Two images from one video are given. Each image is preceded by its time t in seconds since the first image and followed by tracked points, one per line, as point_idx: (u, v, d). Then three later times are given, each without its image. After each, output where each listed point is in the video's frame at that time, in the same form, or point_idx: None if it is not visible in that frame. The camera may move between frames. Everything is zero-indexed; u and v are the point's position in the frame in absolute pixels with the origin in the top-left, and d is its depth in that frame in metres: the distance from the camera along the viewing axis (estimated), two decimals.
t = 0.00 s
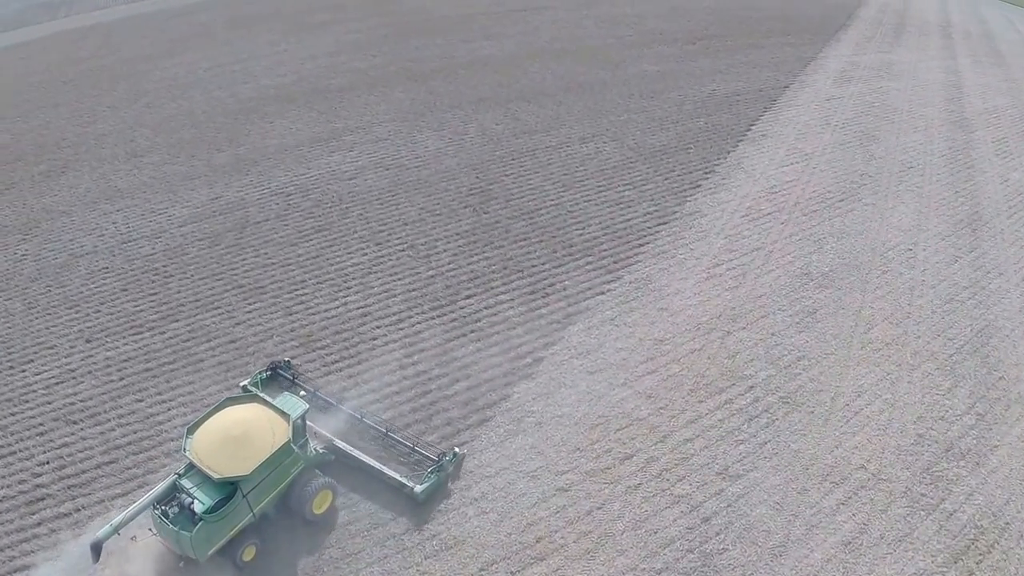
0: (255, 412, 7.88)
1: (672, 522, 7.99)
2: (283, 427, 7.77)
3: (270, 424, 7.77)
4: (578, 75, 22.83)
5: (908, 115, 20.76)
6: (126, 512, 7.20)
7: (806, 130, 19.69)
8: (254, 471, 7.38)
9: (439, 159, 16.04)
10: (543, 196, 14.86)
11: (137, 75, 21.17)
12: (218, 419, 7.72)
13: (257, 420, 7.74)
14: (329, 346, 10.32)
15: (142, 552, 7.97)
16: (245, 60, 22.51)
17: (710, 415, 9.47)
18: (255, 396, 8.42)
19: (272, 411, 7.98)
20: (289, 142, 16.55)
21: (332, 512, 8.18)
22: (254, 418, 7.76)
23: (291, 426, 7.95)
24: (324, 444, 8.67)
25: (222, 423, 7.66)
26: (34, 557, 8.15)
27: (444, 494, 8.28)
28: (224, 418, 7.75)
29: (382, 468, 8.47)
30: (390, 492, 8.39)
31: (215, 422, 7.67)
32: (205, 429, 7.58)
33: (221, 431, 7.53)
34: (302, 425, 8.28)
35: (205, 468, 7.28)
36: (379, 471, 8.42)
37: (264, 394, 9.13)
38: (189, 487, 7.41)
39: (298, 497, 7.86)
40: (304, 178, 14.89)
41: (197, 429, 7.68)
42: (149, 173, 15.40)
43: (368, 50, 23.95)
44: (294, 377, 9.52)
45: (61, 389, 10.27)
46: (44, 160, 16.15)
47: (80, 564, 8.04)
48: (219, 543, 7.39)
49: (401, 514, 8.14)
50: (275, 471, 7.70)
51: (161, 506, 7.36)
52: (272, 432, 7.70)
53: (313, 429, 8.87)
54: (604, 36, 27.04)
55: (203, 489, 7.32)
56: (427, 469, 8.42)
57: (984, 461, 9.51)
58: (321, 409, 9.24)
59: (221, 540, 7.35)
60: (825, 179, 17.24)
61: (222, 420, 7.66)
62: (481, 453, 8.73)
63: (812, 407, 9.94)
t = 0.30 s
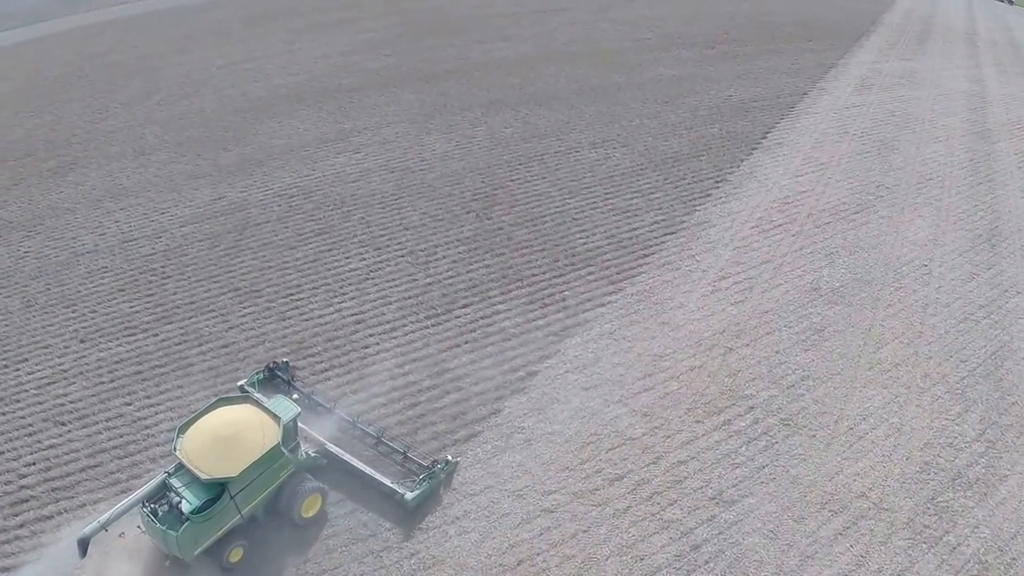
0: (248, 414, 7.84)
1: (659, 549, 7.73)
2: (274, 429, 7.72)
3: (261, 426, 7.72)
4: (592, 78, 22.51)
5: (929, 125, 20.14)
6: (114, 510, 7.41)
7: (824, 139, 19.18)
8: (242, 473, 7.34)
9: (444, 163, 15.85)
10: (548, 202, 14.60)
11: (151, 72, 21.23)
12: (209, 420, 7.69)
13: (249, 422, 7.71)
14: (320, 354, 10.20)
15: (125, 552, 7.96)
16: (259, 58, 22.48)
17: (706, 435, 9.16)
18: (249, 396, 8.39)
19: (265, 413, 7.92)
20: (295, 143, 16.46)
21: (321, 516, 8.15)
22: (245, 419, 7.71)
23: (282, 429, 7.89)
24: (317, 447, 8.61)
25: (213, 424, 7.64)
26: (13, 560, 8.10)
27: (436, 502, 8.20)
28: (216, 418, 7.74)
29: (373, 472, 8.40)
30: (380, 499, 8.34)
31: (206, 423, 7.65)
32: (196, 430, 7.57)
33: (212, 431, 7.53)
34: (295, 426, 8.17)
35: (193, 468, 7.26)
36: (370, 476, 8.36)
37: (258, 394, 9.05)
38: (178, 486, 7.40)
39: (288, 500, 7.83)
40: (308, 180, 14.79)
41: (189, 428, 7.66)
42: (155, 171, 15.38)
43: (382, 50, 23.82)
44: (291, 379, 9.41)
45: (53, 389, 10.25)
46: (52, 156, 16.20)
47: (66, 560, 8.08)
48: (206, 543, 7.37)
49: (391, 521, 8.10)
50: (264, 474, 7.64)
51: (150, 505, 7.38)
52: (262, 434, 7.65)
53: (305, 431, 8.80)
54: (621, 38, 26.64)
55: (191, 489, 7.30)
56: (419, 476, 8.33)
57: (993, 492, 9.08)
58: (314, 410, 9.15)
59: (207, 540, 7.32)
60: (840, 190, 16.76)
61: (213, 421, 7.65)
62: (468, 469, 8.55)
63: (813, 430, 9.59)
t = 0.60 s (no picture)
0: (239, 415, 7.86)
1: None
2: (264, 431, 7.72)
3: (251, 428, 7.73)
4: (606, 82, 22.18)
5: (951, 136, 19.51)
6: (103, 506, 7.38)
7: (842, 148, 18.67)
8: (229, 474, 7.36)
9: (450, 167, 15.66)
10: (553, 209, 14.35)
11: (165, 68, 21.25)
12: (201, 420, 7.72)
13: (240, 422, 7.72)
14: (311, 362, 10.10)
15: (105, 555, 7.92)
16: (272, 56, 22.44)
17: (699, 457, 8.87)
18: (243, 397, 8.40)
19: (256, 414, 7.93)
20: (302, 144, 16.36)
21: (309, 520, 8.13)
22: (236, 421, 7.73)
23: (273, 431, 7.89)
24: (310, 450, 8.61)
25: (204, 424, 7.66)
26: None
27: (426, 510, 8.14)
28: (207, 418, 7.76)
29: (365, 477, 8.38)
30: (370, 504, 8.29)
31: (197, 423, 7.67)
32: (187, 429, 7.60)
33: (202, 432, 7.55)
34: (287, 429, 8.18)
35: (182, 468, 7.28)
36: (361, 481, 8.34)
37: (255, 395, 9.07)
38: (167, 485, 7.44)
39: (277, 502, 7.84)
40: (312, 182, 14.70)
41: (180, 428, 7.70)
42: (160, 169, 15.34)
43: (396, 50, 23.68)
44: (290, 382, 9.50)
45: (44, 389, 10.21)
46: (60, 151, 16.22)
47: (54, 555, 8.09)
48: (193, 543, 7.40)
49: (379, 527, 8.05)
50: (253, 476, 7.66)
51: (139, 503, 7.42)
52: (253, 436, 7.66)
53: (299, 434, 8.78)
54: (638, 40, 26.22)
55: (179, 489, 7.34)
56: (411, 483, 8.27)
57: (1002, 525, 8.65)
58: (311, 413, 9.19)
59: (194, 540, 7.35)
60: (856, 202, 16.28)
61: (205, 420, 7.68)
62: (452, 486, 8.40)
63: (813, 455, 9.25)
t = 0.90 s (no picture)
0: (231, 415, 7.79)
1: None
2: (255, 433, 7.65)
3: (242, 429, 7.66)
4: (620, 86, 21.79)
5: (974, 150, 18.84)
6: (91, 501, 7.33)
7: (859, 159, 18.05)
8: (217, 474, 7.29)
9: (455, 173, 15.46)
10: (556, 218, 14.09)
11: (178, 64, 21.26)
12: (193, 418, 7.67)
13: (231, 422, 7.67)
14: (300, 369, 9.98)
15: (84, 559, 7.87)
16: (285, 54, 22.37)
17: (688, 482, 8.59)
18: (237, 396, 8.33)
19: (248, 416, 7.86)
20: (307, 145, 16.25)
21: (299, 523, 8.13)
22: (227, 421, 7.67)
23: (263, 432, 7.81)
24: (301, 453, 8.57)
25: (195, 423, 7.60)
26: None
27: (416, 518, 8.09)
28: (199, 417, 7.71)
29: (356, 482, 8.34)
30: (360, 511, 8.26)
31: (189, 421, 7.62)
32: (178, 427, 7.54)
33: (193, 430, 7.50)
34: (278, 431, 8.16)
35: (171, 466, 7.22)
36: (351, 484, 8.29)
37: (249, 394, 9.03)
38: (155, 483, 7.39)
39: (266, 504, 7.81)
40: (315, 184, 14.58)
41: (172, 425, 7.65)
42: (165, 166, 15.27)
43: (409, 50, 23.51)
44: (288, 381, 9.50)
45: (34, 388, 10.14)
46: (67, 145, 16.20)
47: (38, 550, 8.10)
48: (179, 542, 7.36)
49: (369, 531, 8.04)
50: (242, 478, 7.59)
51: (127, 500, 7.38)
52: (243, 437, 7.58)
53: (290, 436, 8.72)
54: (656, 42, 25.71)
55: (167, 487, 7.28)
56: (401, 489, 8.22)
57: (1007, 563, 8.24)
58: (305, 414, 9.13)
59: (180, 539, 7.31)
60: (871, 216, 15.73)
61: (197, 419, 7.62)
62: (434, 504, 8.24)
63: (810, 482, 8.91)
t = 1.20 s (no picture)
0: (220, 416, 7.86)
1: None
2: (243, 434, 7.70)
3: (230, 430, 7.72)
4: (635, 90, 21.41)
5: (997, 165, 18.20)
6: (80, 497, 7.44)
7: (876, 171, 17.41)
8: (203, 475, 7.36)
9: (460, 177, 15.27)
10: (559, 227, 13.86)
11: (191, 59, 21.26)
12: (182, 418, 7.74)
13: (220, 423, 7.74)
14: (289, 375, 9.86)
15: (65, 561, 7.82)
16: (298, 52, 22.32)
17: (676, 508, 8.33)
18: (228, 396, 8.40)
19: (237, 417, 7.92)
20: (313, 146, 16.15)
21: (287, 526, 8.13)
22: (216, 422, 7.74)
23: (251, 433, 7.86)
24: (294, 453, 8.57)
25: (184, 422, 7.68)
26: None
27: (404, 525, 8.04)
28: (189, 415, 7.79)
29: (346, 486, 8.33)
30: (348, 516, 8.25)
31: (178, 421, 7.70)
32: (167, 427, 7.62)
33: (182, 429, 7.58)
34: (269, 431, 8.21)
35: (158, 466, 7.32)
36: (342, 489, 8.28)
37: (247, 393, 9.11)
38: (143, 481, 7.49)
39: (254, 506, 7.85)
40: (317, 185, 14.46)
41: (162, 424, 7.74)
42: (170, 163, 15.22)
43: (423, 50, 23.36)
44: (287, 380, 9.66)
45: (23, 385, 10.03)
46: (75, 138, 16.21)
47: (28, 541, 8.11)
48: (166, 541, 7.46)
49: (356, 539, 8.01)
50: (229, 479, 7.65)
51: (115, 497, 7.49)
52: (231, 438, 7.64)
53: (284, 436, 8.74)
54: (674, 43, 25.23)
55: (154, 486, 7.37)
56: (390, 496, 8.20)
57: None
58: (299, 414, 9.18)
59: (166, 538, 7.41)
60: (887, 229, 15.15)
61: (186, 419, 7.70)
62: (414, 519, 8.11)
63: (804, 513, 8.59)
